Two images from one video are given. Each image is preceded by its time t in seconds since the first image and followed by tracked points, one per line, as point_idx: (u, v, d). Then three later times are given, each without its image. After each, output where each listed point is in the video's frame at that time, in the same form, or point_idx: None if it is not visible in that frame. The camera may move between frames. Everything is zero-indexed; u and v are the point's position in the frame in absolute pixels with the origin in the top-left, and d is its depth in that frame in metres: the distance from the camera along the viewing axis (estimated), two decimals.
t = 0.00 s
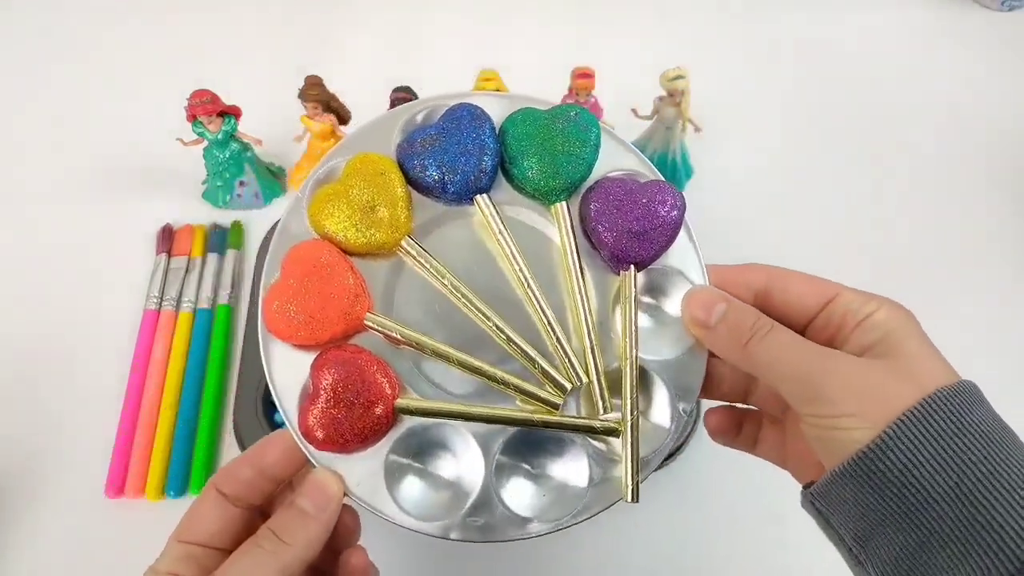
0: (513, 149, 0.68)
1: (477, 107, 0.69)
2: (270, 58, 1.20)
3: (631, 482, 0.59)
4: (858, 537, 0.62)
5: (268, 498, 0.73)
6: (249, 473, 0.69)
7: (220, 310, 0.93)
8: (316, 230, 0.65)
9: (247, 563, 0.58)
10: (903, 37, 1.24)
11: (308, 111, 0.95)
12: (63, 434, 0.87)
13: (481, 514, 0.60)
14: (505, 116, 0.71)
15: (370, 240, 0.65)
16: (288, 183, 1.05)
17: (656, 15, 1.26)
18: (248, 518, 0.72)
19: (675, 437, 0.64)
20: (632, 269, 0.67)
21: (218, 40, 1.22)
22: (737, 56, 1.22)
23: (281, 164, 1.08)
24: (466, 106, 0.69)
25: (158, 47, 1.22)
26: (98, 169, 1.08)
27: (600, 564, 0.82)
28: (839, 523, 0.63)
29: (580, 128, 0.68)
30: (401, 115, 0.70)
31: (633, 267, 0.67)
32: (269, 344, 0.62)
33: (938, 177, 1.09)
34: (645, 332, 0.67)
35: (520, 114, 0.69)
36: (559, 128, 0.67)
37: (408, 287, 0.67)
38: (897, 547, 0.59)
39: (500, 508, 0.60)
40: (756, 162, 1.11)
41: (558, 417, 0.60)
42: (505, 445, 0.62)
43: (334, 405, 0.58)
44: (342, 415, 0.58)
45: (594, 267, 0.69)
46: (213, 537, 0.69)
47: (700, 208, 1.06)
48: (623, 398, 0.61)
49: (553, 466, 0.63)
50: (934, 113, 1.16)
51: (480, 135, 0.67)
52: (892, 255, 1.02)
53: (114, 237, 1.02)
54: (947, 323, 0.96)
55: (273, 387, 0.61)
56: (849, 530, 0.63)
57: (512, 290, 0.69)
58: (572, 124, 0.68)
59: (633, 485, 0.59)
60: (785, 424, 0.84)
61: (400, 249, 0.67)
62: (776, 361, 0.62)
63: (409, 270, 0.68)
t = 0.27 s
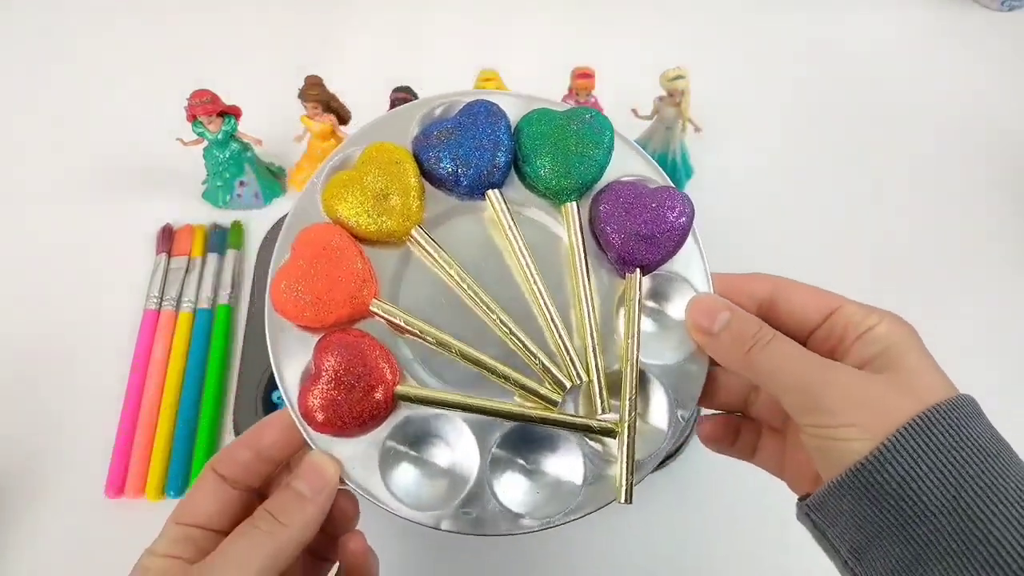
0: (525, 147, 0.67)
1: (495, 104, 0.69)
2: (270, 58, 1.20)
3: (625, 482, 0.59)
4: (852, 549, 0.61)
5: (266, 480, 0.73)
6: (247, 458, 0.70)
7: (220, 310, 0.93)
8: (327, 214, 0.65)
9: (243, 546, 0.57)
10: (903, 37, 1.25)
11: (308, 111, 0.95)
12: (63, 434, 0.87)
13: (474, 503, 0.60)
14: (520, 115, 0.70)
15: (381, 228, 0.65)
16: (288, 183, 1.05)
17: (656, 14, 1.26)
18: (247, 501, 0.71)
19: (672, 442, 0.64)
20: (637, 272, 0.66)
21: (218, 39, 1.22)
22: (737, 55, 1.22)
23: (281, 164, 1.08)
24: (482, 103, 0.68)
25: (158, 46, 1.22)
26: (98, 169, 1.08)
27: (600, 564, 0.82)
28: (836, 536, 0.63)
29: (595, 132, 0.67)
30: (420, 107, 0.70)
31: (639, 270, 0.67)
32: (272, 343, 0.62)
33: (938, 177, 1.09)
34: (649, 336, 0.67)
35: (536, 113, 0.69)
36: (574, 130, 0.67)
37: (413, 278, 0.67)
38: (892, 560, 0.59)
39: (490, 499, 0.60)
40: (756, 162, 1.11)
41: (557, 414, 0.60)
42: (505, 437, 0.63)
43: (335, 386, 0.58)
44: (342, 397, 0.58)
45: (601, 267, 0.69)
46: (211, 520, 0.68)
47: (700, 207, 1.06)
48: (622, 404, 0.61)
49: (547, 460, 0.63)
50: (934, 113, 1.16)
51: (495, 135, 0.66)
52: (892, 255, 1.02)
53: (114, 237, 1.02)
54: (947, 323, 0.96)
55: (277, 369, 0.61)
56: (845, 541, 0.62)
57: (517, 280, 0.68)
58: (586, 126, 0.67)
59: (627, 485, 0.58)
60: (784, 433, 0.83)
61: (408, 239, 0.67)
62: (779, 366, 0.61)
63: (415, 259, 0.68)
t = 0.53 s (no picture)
0: (549, 139, 0.68)
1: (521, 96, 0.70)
2: (270, 57, 1.20)
3: (630, 474, 0.58)
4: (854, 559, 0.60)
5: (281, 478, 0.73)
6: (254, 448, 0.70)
7: (220, 310, 0.93)
8: (352, 192, 0.66)
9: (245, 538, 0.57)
10: (903, 36, 1.25)
11: (307, 111, 0.95)
12: (63, 434, 0.87)
13: (476, 485, 0.60)
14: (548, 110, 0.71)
15: (402, 208, 0.65)
16: (288, 183, 1.05)
17: (656, 14, 1.26)
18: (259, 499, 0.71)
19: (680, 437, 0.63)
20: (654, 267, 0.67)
21: (218, 39, 1.22)
22: (737, 55, 1.22)
23: (281, 164, 1.08)
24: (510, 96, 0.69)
25: (158, 46, 1.22)
26: (98, 168, 1.08)
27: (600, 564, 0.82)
28: (838, 546, 0.62)
29: (620, 128, 0.68)
30: (458, 95, 0.72)
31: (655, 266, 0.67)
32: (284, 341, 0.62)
33: (938, 177, 1.09)
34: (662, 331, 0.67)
35: (561, 107, 0.70)
36: (599, 126, 0.68)
37: (433, 262, 0.68)
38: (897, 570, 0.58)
39: (492, 481, 0.60)
40: (756, 162, 1.11)
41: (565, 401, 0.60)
42: (516, 421, 0.62)
43: (349, 357, 0.59)
44: (354, 369, 0.59)
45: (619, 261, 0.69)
46: (220, 516, 0.68)
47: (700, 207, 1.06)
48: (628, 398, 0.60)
49: (553, 446, 0.62)
50: (934, 113, 1.16)
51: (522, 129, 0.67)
52: (892, 255, 1.02)
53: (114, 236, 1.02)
54: (947, 324, 0.96)
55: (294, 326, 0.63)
56: (845, 550, 0.61)
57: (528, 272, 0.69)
58: (610, 121, 0.68)
59: (632, 477, 0.58)
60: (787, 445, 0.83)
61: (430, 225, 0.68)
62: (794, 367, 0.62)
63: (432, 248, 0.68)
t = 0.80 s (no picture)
0: (620, 124, 0.72)
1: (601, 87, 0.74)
2: (270, 57, 1.20)
3: (664, 431, 0.60)
4: (881, 536, 0.62)
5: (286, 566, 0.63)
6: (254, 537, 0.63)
7: (220, 310, 0.93)
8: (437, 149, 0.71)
9: None
10: (904, 36, 1.25)
11: (308, 111, 0.95)
12: (62, 433, 0.87)
13: (515, 426, 0.63)
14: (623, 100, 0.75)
15: (478, 170, 0.70)
16: (288, 183, 1.05)
17: (656, 14, 1.26)
18: None
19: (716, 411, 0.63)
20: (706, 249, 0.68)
21: (218, 39, 1.22)
22: (738, 55, 1.22)
23: (281, 164, 1.08)
24: (589, 83, 0.73)
25: (158, 46, 1.22)
26: (99, 168, 1.08)
27: (600, 564, 0.81)
28: (864, 524, 0.63)
29: (687, 121, 0.71)
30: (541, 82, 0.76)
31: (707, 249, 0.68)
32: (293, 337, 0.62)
33: (938, 177, 1.09)
34: (709, 312, 0.67)
35: (637, 98, 0.73)
36: (667, 117, 0.71)
37: (499, 234, 0.71)
38: (921, 547, 0.59)
39: (531, 423, 0.63)
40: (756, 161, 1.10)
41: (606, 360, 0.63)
42: (564, 376, 0.65)
43: (414, 295, 0.64)
44: (417, 306, 0.64)
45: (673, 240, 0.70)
46: None
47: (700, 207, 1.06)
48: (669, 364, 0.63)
49: (591, 397, 0.64)
50: (934, 113, 1.16)
51: (590, 114, 0.71)
52: (892, 255, 1.02)
53: (114, 236, 1.02)
54: (947, 323, 0.96)
55: (366, 262, 0.68)
56: (869, 526, 0.63)
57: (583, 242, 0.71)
58: (680, 114, 0.71)
59: (665, 435, 0.60)
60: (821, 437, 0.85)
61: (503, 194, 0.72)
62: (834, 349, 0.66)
63: (500, 225, 0.71)
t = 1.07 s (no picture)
0: (688, 120, 0.71)
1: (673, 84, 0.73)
2: (270, 57, 1.20)
3: (714, 404, 0.60)
4: (910, 513, 0.60)
5: None
6: None
7: (220, 310, 0.93)
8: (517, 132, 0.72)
9: None
10: (904, 37, 1.25)
11: (308, 110, 0.95)
12: (62, 434, 0.87)
13: (574, 389, 0.64)
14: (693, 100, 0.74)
15: (554, 155, 0.70)
16: (288, 183, 1.05)
17: (656, 14, 1.26)
18: None
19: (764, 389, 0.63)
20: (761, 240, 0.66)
21: (218, 39, 1.22)
22: (738, 55, 1.22)
23: (281, 164, 1.08)
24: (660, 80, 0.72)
25: (158, 46, 1.22)
26: (99, 168, 1.08)
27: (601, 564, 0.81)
28: (894, 500, 0.61)
29: (753, 118, 0.69)
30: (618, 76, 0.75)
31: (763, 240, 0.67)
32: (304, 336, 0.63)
33: (938, 177, 1.09)
34: (763, 300, 0.66)
35: (708, 97, 0.72)
36: (734, 113, 0.69)
37: (570, 213, 0.71)
38: (954, 521, 0.57)
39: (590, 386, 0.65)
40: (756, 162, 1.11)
41: (663, 336, 0.63)
42: (626, 346, 0.66)
43: (484, 263, 0.65)
44: (488, 275, 0.64)
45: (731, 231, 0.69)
46: None
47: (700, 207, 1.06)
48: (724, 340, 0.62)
49: (646, 367, 0.65)
50: (935, 112, 1.16)
51: (658, 107, 0.70)
52: (892, 255, 1.02)
53: (113, 236, 1.02)
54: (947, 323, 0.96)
55: (446, 230, 0.70)
56: (901, 499, 0.61)
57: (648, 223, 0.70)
58: (748, 112, 0.70)
59: (714, 407, 0.60)
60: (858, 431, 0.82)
61: (574, 178, 0.72)
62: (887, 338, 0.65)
63: (569, 209, 0.71)
